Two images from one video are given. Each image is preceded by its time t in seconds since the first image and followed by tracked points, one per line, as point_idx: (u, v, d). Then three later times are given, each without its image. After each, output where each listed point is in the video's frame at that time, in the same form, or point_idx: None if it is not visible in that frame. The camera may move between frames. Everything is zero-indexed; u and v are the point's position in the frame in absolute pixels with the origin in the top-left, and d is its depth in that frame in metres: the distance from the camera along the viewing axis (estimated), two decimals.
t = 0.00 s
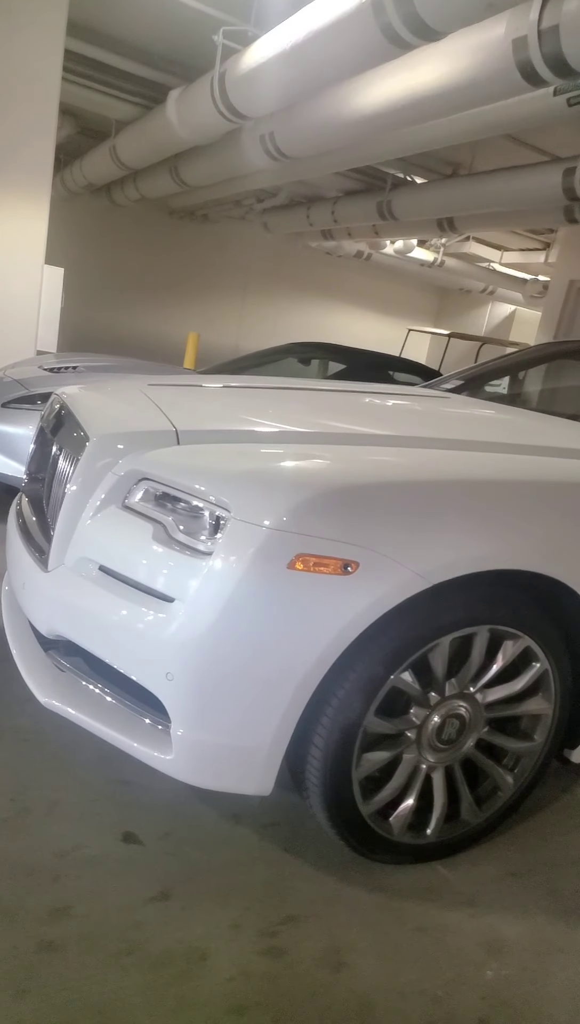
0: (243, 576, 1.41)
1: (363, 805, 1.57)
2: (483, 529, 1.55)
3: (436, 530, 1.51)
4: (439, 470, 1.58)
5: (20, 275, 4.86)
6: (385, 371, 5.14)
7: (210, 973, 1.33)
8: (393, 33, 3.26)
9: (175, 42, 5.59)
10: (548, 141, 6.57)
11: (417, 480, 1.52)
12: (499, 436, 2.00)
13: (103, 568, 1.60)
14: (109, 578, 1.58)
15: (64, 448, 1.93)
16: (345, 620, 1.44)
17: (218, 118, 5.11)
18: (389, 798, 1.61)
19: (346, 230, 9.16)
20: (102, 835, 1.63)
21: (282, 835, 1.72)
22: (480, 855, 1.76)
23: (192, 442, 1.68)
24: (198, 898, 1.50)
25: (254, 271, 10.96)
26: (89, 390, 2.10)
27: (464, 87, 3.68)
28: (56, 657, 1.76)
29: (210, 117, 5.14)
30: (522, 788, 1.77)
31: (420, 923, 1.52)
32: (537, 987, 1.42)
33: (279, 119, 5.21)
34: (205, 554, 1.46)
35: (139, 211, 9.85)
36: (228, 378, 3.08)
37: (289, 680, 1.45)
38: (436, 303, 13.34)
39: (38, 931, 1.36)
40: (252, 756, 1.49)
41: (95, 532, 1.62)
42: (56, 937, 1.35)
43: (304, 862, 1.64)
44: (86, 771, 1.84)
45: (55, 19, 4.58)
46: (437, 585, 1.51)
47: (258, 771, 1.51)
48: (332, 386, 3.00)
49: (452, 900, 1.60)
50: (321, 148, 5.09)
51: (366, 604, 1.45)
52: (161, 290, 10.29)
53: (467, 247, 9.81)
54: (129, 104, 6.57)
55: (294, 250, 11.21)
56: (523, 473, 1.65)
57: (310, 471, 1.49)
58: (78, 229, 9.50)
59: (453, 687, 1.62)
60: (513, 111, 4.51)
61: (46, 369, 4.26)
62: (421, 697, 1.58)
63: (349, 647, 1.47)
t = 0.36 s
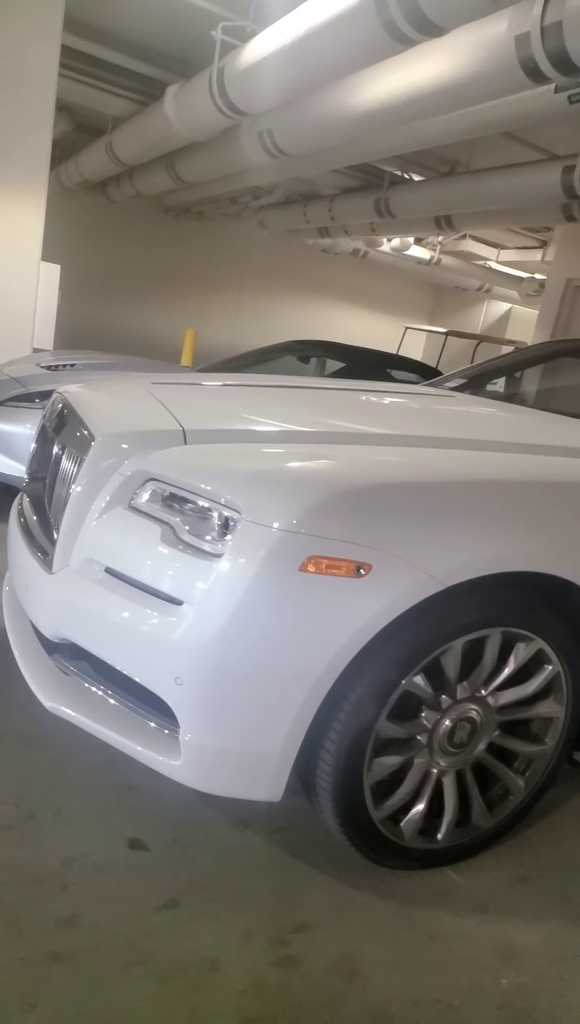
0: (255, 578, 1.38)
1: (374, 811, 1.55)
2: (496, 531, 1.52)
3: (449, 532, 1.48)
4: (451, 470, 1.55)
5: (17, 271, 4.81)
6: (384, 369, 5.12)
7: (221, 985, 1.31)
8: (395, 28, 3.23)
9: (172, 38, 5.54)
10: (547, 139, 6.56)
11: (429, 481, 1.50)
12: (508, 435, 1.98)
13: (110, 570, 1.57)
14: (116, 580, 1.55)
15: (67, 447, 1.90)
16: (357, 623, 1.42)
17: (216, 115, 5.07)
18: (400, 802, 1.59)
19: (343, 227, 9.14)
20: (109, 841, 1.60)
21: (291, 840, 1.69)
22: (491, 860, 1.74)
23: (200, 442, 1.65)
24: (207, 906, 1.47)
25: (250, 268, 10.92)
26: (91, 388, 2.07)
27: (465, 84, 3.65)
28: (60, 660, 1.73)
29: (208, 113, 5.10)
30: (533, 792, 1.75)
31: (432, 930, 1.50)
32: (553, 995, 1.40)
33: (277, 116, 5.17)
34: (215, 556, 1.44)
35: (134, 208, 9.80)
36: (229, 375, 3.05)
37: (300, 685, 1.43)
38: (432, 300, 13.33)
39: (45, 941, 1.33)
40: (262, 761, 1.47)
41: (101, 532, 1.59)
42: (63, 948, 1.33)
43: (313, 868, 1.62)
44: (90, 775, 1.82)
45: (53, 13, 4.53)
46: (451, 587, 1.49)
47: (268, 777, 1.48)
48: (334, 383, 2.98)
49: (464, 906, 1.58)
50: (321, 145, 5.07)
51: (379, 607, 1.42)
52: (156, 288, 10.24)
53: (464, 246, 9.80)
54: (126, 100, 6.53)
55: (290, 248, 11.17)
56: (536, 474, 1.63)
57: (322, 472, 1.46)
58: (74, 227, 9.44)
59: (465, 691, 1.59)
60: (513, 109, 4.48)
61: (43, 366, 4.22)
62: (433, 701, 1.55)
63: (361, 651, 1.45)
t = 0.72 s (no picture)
0: (266, 581, 1.36)
1: (384, 815, 1.53)
2: (508, 532, 1.50)
3: (461, 533, 1.46)
4: (462, 471, 1.53)
5: (13, 268, 4.76)
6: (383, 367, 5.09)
7: (233, 994, 1.29)
8: (396, 22, 3.20)
9: (169, 34, 5.49)
10: (545, 137, 6.54)
11: (441, 482, 1.48)
12: (517, 435, 1.96)
13: (116, 573, 1.54)
14: (122, 582, 1.53)
15: (70, 447, 1.88)
16: (370, 627, 1.40)
17: (214, 110, 5.03)
18: (411, 807, 1.57)
19: (339, 225, 9.10)
20: (115, 848, 1.58)
21: (299, 845, 1.67)
22: (502, 863, 1.72)
23: (206, 442, 1.63)
24: (217, 913, 1.45)
25: (246, 266, 10.88)
26: (93, 387, 2.04)
27: (466, 79, 3.62)
28: (65, 663, 1.71)
29: (206, 109, 5.06)
30: (542, 795, 1.74)
31: (444, 936, 1.48)
32: (567, 1002, 1.39)
33: (274, 111, 5.14)
34: (225, 559, 1.41)
35: (130, 205, 9.75)
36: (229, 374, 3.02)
37: (312, 688, 1.41)
38: (428, 298, 13.30)
39: (53, 952, 1.31)
40: (272, 766, 1.44)
41: (106, 534, 1.56)
42: (71, 958, 1.30)
43: (323, 874, 1.60)
44: (95, 779, 1.79)
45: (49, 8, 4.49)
46: (463, 590, 1.47)
47: (278, 783, 1.46)
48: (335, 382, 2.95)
49: (476, 911, 1.56)
50: (319, 142, 5.03)
51: (392, 610, 1.40)
52: (152, 285, 10.19)
53: (460, 243, 9.78)
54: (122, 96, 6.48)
55: (287, 245, 11.14)
56: (547, 474, 1.61)
57: (332, 473, 1.44)
58: (69, 224, 9.38)
59: (477, 694, 1.57)
60: (512, 106, 4.46)
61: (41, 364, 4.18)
62: (444, 704, 1.53)
63: (373, 654, 1.43)
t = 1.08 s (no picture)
0: (279, 582, 1.33)
1: (397, 818, 1.51)
2: (522, 532, 1.48)
3: (476, 533, 1.44)
4: (476, 470, 1.51)
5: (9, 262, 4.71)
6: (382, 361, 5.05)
7: (246, 1002, 1.27)
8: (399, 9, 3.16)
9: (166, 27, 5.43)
10: (544, 130, 6.51)
11: (455, 481, 1.46)
12: (526, 431, 1.93)
13: (123, 574, 1.51)
14: (131, 583, 1.50)
15: (73, 444, 1.85)
16: (384, 628, 1.38)
17: (212, 102, 4.97)
18: (423, 809, 1.55)
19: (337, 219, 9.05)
20: (123, 852, 1.56)
21: (309, 848, 1.65)
22: (513, 865, 1.71)
23: (215, 440, 1.60)
24: (228, 919, 1.43)
25: (242, 260, 10.82)
26: (96, 384, 2.01)
27: (469, 70, 3.59)
28: (71, 665, 1.68)
29: (203, 101, 5.01)
30: (553, 796, 1.72)
31: (458, 940, 1.47)
32: None
33: (272, 103, 5.08)
34: (236, 559, 1.38)
35: (125, 198, 9.67)
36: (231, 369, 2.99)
37: (326, 691, 1.38)
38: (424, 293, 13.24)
39: (63, 961, 1.29)
40: (284, 770, 1.42)
41: (113, 535, 1.53)
42: (82, 967, 1.28)
43: (334, 878, 1.58)
44: (101, 782, 1.77)
45: None
46: (478, 591, 1.45)
47: (290, 786, 1.44)
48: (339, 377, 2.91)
49: (488, 914, 1.55)
50: (318, 134, 4.98)
51: (407, 611, 1.38)
52: (147, 280, 10.13)
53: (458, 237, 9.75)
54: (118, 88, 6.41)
55: (283, 239, 11.07)
56: (561, 472, 1.59)
57: (345, 473, 1.42)
58: (64, 217, 9.31)
59: (489, 696, 1.55)
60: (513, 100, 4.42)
61: (39, 359, 4.13)
62: (458, 706, 1.51)
63: (387, 655, 1.40)
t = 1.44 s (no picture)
0: (296, 582, 1.31)
1: (412, 820, 1.49)
2: (541, 531, 1.46)
3: (495, 532, 1.41)
4: (493, 467, 1.49)
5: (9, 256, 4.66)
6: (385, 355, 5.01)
7: (264, 1009, 1.24)
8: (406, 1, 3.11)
9: (167, 19, 5.38)
10: (546, 122, 6.46)
11: (473, 479, 1.43)
12: (540, 428, 1.91)
13: (135, 573, 1.48)
14: (143, 582, 1.47)
15: (82, 441, 1.82)
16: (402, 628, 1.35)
17: (213, 95, 4.92)
18: (439, 811, 1.53)
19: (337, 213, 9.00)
20: (135, 855, 1.53)
21: (323, 851, 1.63)
22: (529, 868, 1.68)
23: (228, 437, 1.57)
24: (243, 924, 1.40)
25: (241, 254, 10.77)
26: (103, 380, 1.98)
27: (475, 63, 3.55)
28: (80, 665, 1.66)
29: (204, 94, 4.96)
30: (569, 797, 1.70)
31: (475, 945, 1.45)
32: None
33: (274, 95, 5.03)
34: (252, 558, 1.36)
35: (124, 191, 9.61)
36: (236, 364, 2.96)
37: (343, 692, 1.36)
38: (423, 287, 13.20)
39: (77, 969, 1.26)
40: (300, 772, 1.40)
41: (124, 533, 1.50)
42: (96, 974, 1.26)
43: (349, 881, 1.56)
44: (110, 783, 1.74)
45: None
46: (496, 590, 1.42)
47: (306, 788, 1.42)
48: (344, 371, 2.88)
49: (505, 917, 1.52)
50: (321, 127, 4.94)
51: (426, 611, 1.36)
52: (146, 274, 10.07)
53: (458, 231, 9.70)
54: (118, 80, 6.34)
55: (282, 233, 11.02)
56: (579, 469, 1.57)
57: (362, 470, 1.39)
58: (62, 211, 9.24)
59: (507, 696, 1.53)
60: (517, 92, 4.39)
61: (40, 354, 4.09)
62: (475, 707, 1.49)
63: (405, 656, 1.38)
